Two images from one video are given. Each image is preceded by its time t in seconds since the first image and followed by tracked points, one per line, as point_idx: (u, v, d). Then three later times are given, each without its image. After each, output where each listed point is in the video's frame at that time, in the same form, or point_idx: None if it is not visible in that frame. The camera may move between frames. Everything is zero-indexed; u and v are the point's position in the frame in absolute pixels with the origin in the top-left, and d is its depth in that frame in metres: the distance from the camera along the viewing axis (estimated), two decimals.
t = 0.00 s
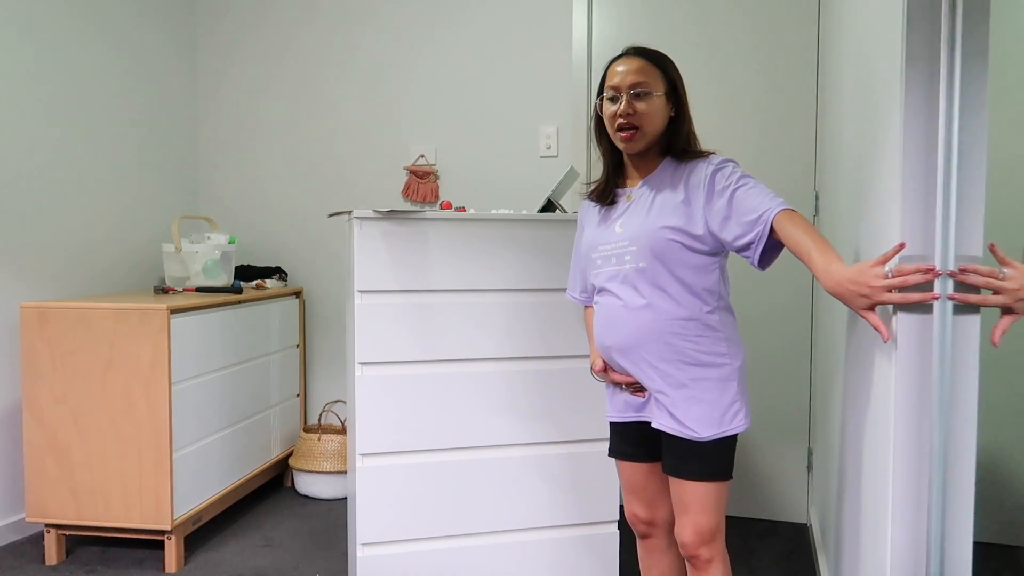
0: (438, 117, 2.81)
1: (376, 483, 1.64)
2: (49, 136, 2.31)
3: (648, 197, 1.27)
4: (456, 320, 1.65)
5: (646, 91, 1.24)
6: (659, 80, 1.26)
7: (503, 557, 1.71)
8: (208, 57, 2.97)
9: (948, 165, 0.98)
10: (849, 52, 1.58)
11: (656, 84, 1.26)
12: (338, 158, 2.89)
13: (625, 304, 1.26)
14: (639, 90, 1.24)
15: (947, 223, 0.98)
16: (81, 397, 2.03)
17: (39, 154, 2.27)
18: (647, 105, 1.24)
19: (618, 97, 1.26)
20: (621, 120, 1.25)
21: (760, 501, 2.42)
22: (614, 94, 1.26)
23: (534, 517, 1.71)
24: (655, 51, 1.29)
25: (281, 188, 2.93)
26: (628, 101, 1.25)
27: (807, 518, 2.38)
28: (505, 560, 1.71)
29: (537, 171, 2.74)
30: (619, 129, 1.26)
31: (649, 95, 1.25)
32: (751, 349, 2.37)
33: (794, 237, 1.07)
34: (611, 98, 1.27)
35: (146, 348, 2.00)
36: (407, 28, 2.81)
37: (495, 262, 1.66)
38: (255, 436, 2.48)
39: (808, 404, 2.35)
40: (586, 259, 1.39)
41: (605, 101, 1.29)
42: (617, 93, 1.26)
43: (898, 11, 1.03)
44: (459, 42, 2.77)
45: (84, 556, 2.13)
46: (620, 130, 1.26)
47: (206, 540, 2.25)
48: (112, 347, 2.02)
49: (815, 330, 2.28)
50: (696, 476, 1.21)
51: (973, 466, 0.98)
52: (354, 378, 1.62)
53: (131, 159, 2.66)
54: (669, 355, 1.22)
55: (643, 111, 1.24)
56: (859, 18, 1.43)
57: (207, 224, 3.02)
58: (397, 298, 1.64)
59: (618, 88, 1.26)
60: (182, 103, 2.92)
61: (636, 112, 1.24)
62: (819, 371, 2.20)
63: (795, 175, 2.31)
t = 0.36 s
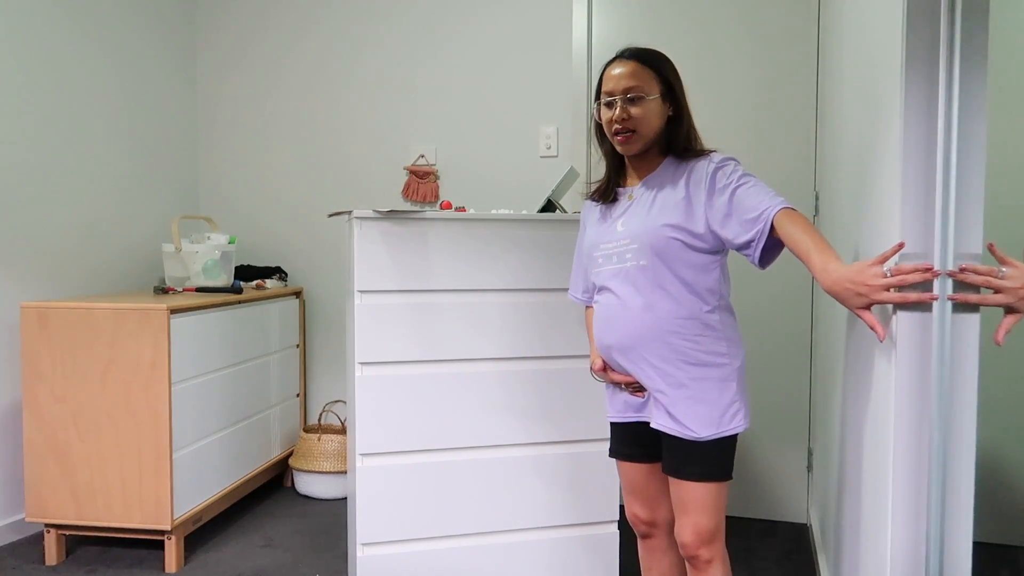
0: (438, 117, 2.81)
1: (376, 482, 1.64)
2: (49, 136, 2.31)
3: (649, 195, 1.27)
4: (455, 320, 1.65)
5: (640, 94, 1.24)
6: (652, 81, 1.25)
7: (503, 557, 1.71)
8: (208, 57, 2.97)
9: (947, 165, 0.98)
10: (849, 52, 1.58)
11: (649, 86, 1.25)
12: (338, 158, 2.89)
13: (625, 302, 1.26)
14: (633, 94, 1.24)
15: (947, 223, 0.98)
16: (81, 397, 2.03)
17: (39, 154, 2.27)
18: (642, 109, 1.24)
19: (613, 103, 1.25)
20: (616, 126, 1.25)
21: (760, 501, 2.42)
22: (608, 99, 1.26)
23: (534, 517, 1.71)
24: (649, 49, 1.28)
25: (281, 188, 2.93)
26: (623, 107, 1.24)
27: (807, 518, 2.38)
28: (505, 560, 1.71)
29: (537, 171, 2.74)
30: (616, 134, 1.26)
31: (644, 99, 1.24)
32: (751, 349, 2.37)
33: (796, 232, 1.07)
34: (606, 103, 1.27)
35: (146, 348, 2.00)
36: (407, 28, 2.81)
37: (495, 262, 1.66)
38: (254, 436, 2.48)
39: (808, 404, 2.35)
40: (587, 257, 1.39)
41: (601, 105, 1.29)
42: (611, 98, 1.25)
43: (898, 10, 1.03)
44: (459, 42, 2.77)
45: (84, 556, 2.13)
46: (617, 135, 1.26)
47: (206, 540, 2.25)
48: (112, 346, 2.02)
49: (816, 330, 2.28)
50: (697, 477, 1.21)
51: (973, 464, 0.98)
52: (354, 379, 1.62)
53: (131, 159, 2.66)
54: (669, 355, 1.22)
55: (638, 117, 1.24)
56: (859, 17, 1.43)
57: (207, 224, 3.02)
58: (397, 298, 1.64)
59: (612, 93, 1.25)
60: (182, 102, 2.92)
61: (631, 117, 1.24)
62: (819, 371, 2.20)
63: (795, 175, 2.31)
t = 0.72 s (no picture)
0: (438, 117, 2.81)
1: (376, 482, 1.64)
2: (49, 136, 2.31)
3: (658, 195, 1.26)
4: (456, 320, 1.65)
5: (639, 100, 1.23)
6: (650, 84, 1.24)
7: (503, 557, 1.71)
8: (208, 56, 2.97)
9: (946, 164, 0.98)
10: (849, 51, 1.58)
11: (648, 91, 1.24)
12: (338, 158, 2.89)
13: (630, 302, 1.25)
14: (633, 101, 1.23)
15: (947, 223, 0.98)
16: (81, 397, 2.03)
17: (39, 154, 2.27)
18: (643, 115, 1.23)
19: (613, 111, 1.25)
20: (619, 133, 1.25)
21: (759, 501, 2.42)
22: (609, 106, 1.26)
23: (533, 517, 1.71)
24: (647, 50, 1.26)
25: (281, 188, 2.93)
26: (624, 113, 1.24)
27: (806, 518, 2.38)
28: (506, 559, 1.71)
29: (537, 171, 2.74)
30: (619, 141, 1.26)
31: (643, 104, 1.23)
32: (751, 349, 2.37)
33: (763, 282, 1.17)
34: (607, 110, 1.27)
35: (146, 348, 1.99)
36: (407, 28, 2.80)
37: (495, 262, 1.66)
38: (254, 436, 2.48)
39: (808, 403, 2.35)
40: (591, 254, 1.39)
41: (602, 111, 1.28)
42: (612, 106, 1.25)
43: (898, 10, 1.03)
44: (459, 42, 2.77)
45: (84, 557, 2.13)
46: (620, 141, 1.27)
47: (206, 540, 2.25)
48: (113, 347, 2.01)
49: (816, 330, 2.28)
50: (697, 478, 1.21)
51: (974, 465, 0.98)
52: (354, 379, 1.62)
53: (131, 159, 2.66)
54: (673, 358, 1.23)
55: (639, 123, 1.24)
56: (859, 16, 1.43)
57: (207, 224, 3.02)
58: (397, 297, 1.64)
59: (612, 101, 1.25)
60: (182, 102, 2.92)
61: (632, 125, 1.24)
62: (819, 371, 2.20)
63: (796, 175, 2.31)
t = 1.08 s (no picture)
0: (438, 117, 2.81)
1: (376, 482, 1.64)
2: (49, 136, 2.31)
3: (661, 196, 1.26)
4: (456, 319, 1.65)
5: (669, 79, 1.25)
6: (681, 71, 1.27)
7: (503, 557, 1.71)
8: (208, 56, 2.97)
9: (946, 164, 0.98)
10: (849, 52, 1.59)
11: (678, 75, 1.27)
12: (338, 158, 2.89)
13: (636, 304, 1.25)
14: (664, 77, 1.25)
15: (947, 223, 0.98)
16: (81, 398, 2.03)
17: (39, 154, 2.27)
18: (670, 94, 1.25)
19: (642, 81, 1.25)
20: (642, 102, 1.24)
21: (759, 501, 2.42)
22: (638, 77, 1.26)
23: (533, 517, 1.71)
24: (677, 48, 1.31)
25: (281, 188, 2.93)
26: (652, 85, 1.24)
27: (806, 518, 2.38)
28: (506, 559, 1.71)
29: (537, 171, 2.74)
30: (638, 113, 1.25)
31: (672, 85, 1.25)
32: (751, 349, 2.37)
33: (746, 305, 1.19)
34: (633, 83, 1.27)
35: (146, 348, 1.99)
36: (408, 28, 2.81)
37: (495, 262, 1.66)
38: (254, 436, 2.48)
39: (808, 403, 2.35)
40: (591, 254, 1.38)
41: (625, 85, 1.28)
42: (641, 76, 1.25)
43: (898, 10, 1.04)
44: (459, 42, 2.77)
45: (84, 557, 2.13)
46: (638, 114, 1.25)
47: (206, 541, 2.25)
48: (113, 347, 2.01)
49: (816, 330, 2.28)
50: (700, 479, 1.21)
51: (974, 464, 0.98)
52: (354, 379, 1.62)
53: (130, 159, 2.66)
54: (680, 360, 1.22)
55: (665, 100, 1.24)
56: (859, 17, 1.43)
57: (207, 224, 3.02)
58: (397, 297, 1.64)
59: (643, 72, 1.25)
60: (182, 103, 2.92)
61: (657, 99, 1.24)
62: (818, 371, 2.20)
63: (796, 175, 2.31)
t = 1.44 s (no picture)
0: (438, 117, 2.81)
1: (376, 482, 1.64)
2: (49, 136, 2.31)
3: (664, 201, 1.25)
4: (456, 320, 1.65)
5: (683, 83, 1.25)
6: (693, 74, 1.27)
7: (502, 557, 1.71)
8: (208, 56, 2.97)
9: (945, 164, 0.98)
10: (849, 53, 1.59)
11: (692, 79, 1.27)
12: (338, 157, 2.89)
13: (641, 314, 1.24)
14: (679, 82, 1.25)
15: (946, 223, 0.98)
16: (81, 398, 2.03)
17: (39, 154, 2.27)
18: (683, 99, 1.25)
19: (655, 84, 1.25)
20: (655, 108, 1.25)
21: (759, 501, 2.42)
22: (651, 80, 1.25)
23: (533, 517, 1.71)
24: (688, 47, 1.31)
25: (281, 188, 2.93)
26: (667, 91, 1.24)
27: (806, 518, 2.38)
28: (505, 559, 1.71)
29: (537, 171, 2.74)
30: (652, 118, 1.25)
31: (686, 89, 1.26)
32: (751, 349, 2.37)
33: (744, 308, 1.19)
34: (647, 84, 1.26)
35: (146, 348, 2.00)
36: (408, 28, 2.80)
37: (495, 262, 1.66)
38: (254, 436, 2.48)
39: (808, 403, 2.36)
40: (591, 257, 1.36)
41: (638, 86, 1.27)
42: (655, 79, 1.25)
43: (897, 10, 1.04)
44: (460, 42, 2.77)
45: (84, 557, 2.13)
46: (651, 118, 1.26)
47: (207, 540, 2.25)
48: (113, 347, 2.01)
49: (815, 330, 2.28)
50: (702, 480, 1.21)
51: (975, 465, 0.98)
52: (354, 379, 1.63)
53: (130, 158, 2.66)
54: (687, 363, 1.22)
55: (679, 105, 1.25)
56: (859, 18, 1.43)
57: (207, 224, 3.02)
58: (397, 297, 1.64)
59: (658, 75, 1.25)
60: (182, 103, 2.92)
61: (672, 105, 1.25)
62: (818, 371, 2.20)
63: (796, 174, 2.31)
